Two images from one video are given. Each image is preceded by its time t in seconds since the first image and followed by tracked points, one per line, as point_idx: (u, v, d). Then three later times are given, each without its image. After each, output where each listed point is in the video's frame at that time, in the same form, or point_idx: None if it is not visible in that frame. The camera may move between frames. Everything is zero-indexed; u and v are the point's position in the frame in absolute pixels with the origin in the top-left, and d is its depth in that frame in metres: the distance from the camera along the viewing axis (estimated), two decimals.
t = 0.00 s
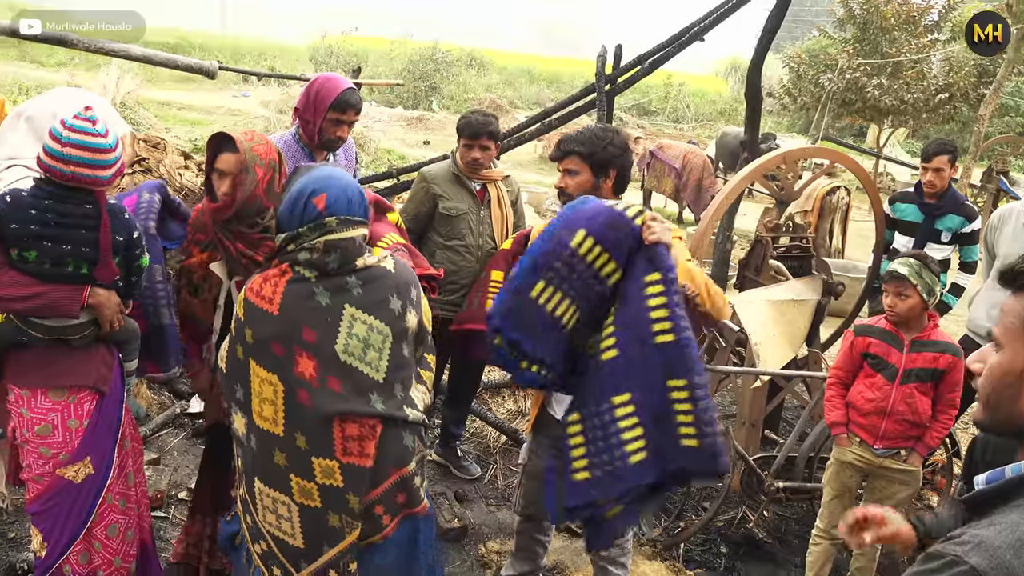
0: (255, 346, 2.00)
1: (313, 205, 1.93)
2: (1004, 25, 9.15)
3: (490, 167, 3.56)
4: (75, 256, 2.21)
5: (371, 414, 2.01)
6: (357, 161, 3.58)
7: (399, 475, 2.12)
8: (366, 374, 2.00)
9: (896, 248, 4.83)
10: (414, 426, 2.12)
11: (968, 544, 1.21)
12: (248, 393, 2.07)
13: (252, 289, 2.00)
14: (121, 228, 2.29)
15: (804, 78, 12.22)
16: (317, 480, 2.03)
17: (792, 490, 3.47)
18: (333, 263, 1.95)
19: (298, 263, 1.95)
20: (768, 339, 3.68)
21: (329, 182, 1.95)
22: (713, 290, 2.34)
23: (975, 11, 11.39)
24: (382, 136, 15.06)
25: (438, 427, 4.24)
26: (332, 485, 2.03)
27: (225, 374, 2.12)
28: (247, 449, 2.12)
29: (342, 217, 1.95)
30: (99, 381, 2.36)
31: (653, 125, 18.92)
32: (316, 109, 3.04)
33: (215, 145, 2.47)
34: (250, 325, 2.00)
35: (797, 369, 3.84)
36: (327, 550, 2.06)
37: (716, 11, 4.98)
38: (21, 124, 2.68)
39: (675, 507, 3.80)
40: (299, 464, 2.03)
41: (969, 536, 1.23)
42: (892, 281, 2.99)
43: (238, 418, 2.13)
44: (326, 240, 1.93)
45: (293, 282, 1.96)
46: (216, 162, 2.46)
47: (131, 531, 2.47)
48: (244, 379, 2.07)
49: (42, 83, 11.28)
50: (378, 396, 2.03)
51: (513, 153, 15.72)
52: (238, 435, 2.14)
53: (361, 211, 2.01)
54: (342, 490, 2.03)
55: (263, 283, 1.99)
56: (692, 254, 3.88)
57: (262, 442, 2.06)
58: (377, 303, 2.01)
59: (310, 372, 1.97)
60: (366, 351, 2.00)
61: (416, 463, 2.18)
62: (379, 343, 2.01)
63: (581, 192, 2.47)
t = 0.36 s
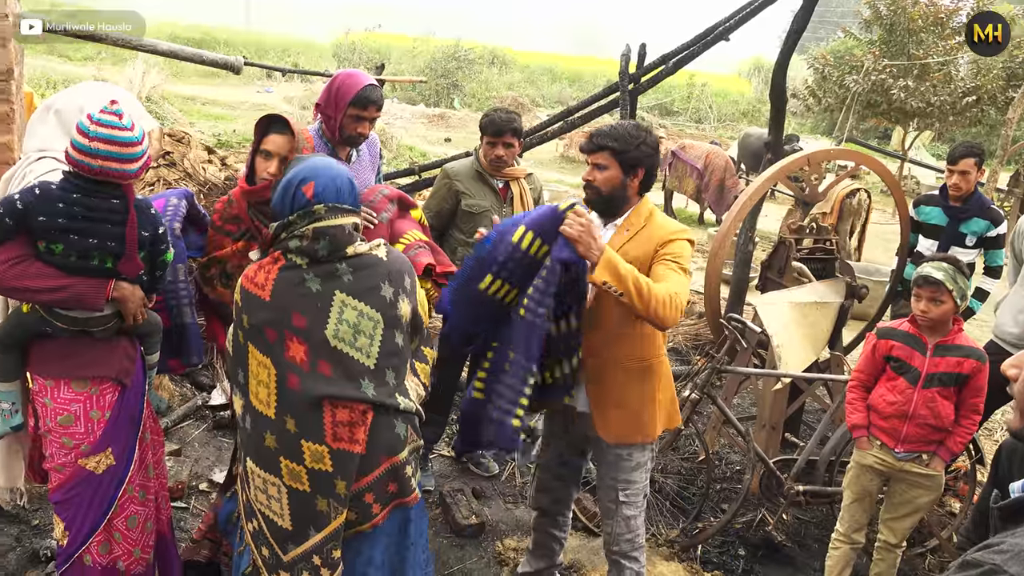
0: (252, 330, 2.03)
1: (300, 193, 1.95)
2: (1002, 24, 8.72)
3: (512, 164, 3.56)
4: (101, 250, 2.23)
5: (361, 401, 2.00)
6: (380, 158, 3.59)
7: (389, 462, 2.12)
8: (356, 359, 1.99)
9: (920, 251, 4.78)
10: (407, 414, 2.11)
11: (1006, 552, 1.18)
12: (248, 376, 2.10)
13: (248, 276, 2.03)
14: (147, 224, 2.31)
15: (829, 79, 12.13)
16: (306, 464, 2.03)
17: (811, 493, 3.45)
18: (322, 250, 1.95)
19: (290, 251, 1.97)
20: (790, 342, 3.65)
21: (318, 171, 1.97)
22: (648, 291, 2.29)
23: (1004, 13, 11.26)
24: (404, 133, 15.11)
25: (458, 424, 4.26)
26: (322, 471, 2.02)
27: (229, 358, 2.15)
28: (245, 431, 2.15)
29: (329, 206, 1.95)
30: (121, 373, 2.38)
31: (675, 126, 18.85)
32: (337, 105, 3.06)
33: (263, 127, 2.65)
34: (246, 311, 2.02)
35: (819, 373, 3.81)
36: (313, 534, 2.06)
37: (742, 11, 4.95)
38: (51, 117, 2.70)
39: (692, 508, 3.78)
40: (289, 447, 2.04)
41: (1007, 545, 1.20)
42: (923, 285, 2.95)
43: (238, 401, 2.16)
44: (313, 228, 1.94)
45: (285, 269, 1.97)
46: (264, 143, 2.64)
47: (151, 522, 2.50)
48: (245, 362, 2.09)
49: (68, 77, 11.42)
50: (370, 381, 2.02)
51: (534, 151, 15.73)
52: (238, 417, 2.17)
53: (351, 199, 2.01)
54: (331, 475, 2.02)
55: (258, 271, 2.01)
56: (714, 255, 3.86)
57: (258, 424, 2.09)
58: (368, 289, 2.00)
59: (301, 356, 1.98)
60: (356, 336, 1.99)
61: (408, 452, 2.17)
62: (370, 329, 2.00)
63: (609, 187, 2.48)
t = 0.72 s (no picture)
0: (262, 321, 2.01)
1: (309, 182, 1.96)
2: (1005, 25, 9.05)
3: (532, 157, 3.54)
4: (122, 241, 2.24)
5: (374, 389, 2.00)
6: (399, 150, 3.59)
7: (400, 451, 2.13)
8: (368, 348, 1.99)
9: (944, 247, 4.72)
10: (417, 402, 2.12)
11: None
12: (255, 367, 2.09)
13: (257, 266, 2.01)
14: (167, 215, 2.31)
15: (853, 73, 11.99)
16: (319, 454, 2.04)
17: (831, 491, 3.41)
18: (333, 240, 1.95)
19: (300, 241, 1.96)
20: (810, 337, 3.62)
21: (327, 159, 1.97)
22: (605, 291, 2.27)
23: None
24: (423, 125, 15.10)
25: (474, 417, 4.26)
26: (334, 459, 2.03)
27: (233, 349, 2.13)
28: (253, 421, 2.14)
29: (336, 193, 1.95)
30: (141, 363, 2.40)
31: (695, 119, 18.72)
32: (356, 96, 3.05)
33: (312, 116, 2.65)
34: (255, 302, 2.01)
35: (840, 369, 3.77)
36: (327, 523, 2.07)
37: (765, 3, 4.89)
38: (76, 106, 2.71)
39: (709, 504, 3.76)
40: (301, 437, 2.04)
41: None
42: (951, 282, 2.90)
43: (245, 392, 2.15)
44: (322, 218, 1.93)
45: (297, 258, 1.96)
46: (313, 132, 2.64)
47: (168, 512, 2.52)
48: (252, 354, 2.08)
49: (91, 68, 11.51)
50: (382, 370, 2.02)
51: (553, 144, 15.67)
52: (246, 407, 2.16)
53: (360, 188, 2.01)
54: (344, 464, 2.03)
55: (268, 261, 2.00)
56: (734, 250, 3.82)
57: (266, 415, 2.08)
58: (379, 279, 2.00)
59: (314, 346, 1.97)
60: (369, 325, 1.99)
61: (419, 440, 2.19)
62: (382, 318, 2.00)
63: (635, 186, 2.48)
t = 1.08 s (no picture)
0: (266, 316, 2.01)
1: (314, 178, 1.95)
2: (1003, 24, 8.99)
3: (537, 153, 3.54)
4: (126, 235, 2.24)
5: (379, 385, 2.01)
6: (403, 145, 3.59)
7: (404, 445, 2.14)
8: (374, 344, 2.00)
9: (950, 242, 4.70)
10: (421, 397, 2.13)
11: None
12: (257, 361, 2.09)
13: (261, 261, 2.01)
14: (171, 209, 2.31)
15: (858, 67, 11.94)
16: (324, 449, 2.04)
17: (835, 487, 3.41)
18: (338, 235, 1.94)
19: (305, 235, 1.96)
20: (815, 332, 3.61)
21: (332, 155, 1.96)
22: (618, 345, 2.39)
23: None
24: (427, 121, 15.09)
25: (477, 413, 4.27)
26: (339, 454, 2.03)
27: (234, 344, 2.13)
28: (255, 416, 2.14)
29: (342, 189, 1.94)
30: (147, 358, 2.40)
31: (699, 114, 18.67)
32: (361, 93, 3.05)
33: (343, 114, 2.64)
34: (259, 297, 2.00)
35: (845, 365, 3.76)
36: (332, 518, 2.08)
37: None
38: (81, 101, 2.71)
39: (713, 499, 3.76)
40: (305, 432, 2.04)
41: None
42: (958, 279, 2.88)
43: (247, 386, 2.15)
44: (327, 212, 1.93)
45: (302, 253, 1.96)
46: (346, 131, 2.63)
47: (174, 507, 2.53)
48: (254, 348, 2.08)
49: (96, 64, 11.54)
50: (386, 365, 2.02)
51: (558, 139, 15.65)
52: (246, 401, 2.17)
53: (366, 185, 2.00)
54: (348, 459, 2.04)
55: (271, 256, 1.99)
56: (738, 245, 3.81)
57: (270, 410, 2.08)
58: (384, 274, 1.99)
59: (319, 341, 1.97)
60: (374, 321, 1.99)
61: (422, 434, 2.19)
62: (387, 314, 2.00)
63: (645, 189, 2.47)
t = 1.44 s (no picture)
0: (258, 313, 2.00)
1: (309, 171, 1.96)
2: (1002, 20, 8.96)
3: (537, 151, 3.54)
4: (122, 234, 2.23)
5: (369, 384, 2.00)
6: (402, 142, 3.58)
7: (395, 443, 2.13)
8: (364, 345, 1.99)
9: (949, 239, 4.69)
10: (412, 396, 2.12)
11: None
12: (249, 357, 2.08)
13: (255, 256, 2.00)
14: (167, 208, 2.30)
15: (857, 64, 11.92)
16: (314, 446, 2.04)
17: (834, 483, 3.40)
18: (330, 232, 1.92)
19: (298, 232, 1.94)
20: (814, 329, 3.61)
21: (328, 149, 1.97)
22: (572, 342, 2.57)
23: None
24: (425, 117, 15.06)
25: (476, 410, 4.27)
26: (330, 452, 2.03)
27: (227, 339, 2.13)
28: (247, 412, 2.14)
29: (335, 183, 1.94)
30: (145, 357, 2.39)
31: (698, 111, 18.64)
32: (361, 91, 3.04)
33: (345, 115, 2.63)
34: (252, 293, 1.99)
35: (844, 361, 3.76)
36: (322, 513, 2.08)
37: None
38: (82, 98, 2.72)
39: (712, 496, 3.76)
40: (296, 429, 2.04)
41: None
42: (962, 278, 2.87)
43: (238, 381, 2.14)
44: (320, 208, 1.91)
45: (295, 251, 1.95)
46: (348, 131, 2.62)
47: (173, 505, 2.52)
48: (246, 345, 2.07)
49: (93, 61, 11.49)
50: (377, 366, 2.01)
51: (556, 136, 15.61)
52: (238, 396, 2.16)
53: (361, 179, 1.99)
54: (339, 456, 2.03)
55: (265, 252, 1.98)
56: (738, 242, 3.81)
57: (262, 407, 2.07)
58: (377, 275, 1.98)
59: (310, 341, 1.96)
60: (365, 322, 1.98)
61: (413, 432, 2.19)
62: (379, 314, 1.99)
63: (640, 208, 2.41)
